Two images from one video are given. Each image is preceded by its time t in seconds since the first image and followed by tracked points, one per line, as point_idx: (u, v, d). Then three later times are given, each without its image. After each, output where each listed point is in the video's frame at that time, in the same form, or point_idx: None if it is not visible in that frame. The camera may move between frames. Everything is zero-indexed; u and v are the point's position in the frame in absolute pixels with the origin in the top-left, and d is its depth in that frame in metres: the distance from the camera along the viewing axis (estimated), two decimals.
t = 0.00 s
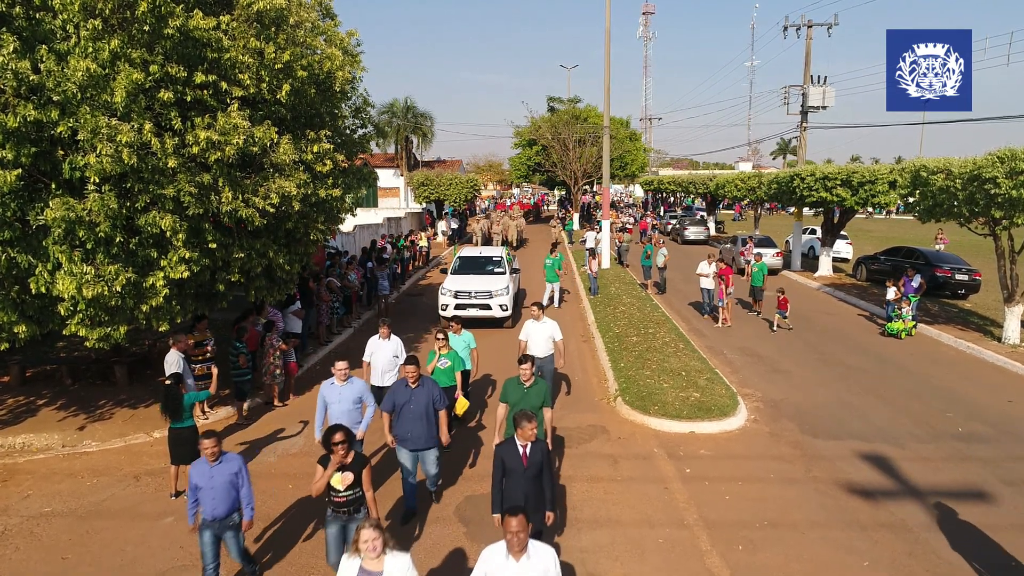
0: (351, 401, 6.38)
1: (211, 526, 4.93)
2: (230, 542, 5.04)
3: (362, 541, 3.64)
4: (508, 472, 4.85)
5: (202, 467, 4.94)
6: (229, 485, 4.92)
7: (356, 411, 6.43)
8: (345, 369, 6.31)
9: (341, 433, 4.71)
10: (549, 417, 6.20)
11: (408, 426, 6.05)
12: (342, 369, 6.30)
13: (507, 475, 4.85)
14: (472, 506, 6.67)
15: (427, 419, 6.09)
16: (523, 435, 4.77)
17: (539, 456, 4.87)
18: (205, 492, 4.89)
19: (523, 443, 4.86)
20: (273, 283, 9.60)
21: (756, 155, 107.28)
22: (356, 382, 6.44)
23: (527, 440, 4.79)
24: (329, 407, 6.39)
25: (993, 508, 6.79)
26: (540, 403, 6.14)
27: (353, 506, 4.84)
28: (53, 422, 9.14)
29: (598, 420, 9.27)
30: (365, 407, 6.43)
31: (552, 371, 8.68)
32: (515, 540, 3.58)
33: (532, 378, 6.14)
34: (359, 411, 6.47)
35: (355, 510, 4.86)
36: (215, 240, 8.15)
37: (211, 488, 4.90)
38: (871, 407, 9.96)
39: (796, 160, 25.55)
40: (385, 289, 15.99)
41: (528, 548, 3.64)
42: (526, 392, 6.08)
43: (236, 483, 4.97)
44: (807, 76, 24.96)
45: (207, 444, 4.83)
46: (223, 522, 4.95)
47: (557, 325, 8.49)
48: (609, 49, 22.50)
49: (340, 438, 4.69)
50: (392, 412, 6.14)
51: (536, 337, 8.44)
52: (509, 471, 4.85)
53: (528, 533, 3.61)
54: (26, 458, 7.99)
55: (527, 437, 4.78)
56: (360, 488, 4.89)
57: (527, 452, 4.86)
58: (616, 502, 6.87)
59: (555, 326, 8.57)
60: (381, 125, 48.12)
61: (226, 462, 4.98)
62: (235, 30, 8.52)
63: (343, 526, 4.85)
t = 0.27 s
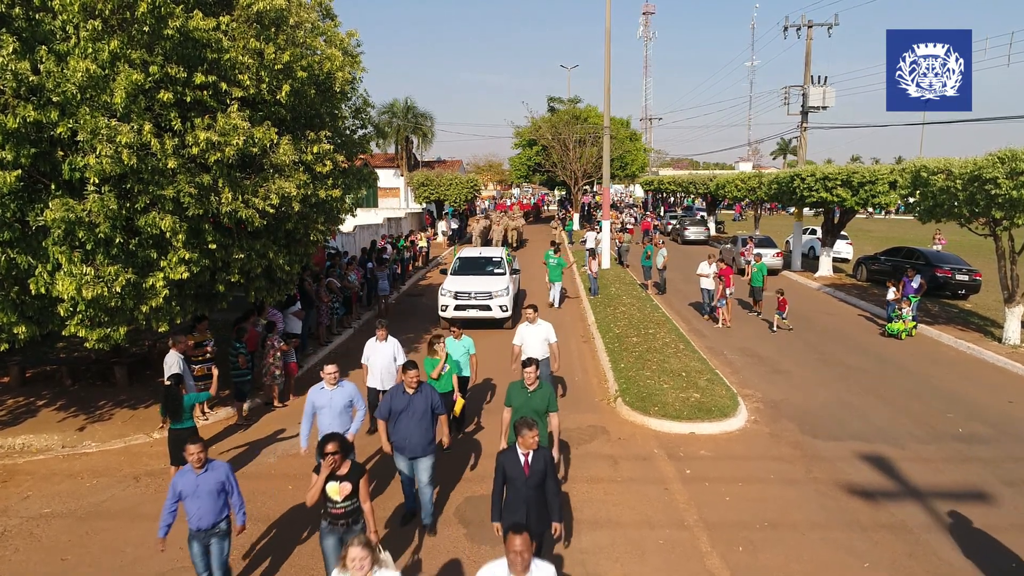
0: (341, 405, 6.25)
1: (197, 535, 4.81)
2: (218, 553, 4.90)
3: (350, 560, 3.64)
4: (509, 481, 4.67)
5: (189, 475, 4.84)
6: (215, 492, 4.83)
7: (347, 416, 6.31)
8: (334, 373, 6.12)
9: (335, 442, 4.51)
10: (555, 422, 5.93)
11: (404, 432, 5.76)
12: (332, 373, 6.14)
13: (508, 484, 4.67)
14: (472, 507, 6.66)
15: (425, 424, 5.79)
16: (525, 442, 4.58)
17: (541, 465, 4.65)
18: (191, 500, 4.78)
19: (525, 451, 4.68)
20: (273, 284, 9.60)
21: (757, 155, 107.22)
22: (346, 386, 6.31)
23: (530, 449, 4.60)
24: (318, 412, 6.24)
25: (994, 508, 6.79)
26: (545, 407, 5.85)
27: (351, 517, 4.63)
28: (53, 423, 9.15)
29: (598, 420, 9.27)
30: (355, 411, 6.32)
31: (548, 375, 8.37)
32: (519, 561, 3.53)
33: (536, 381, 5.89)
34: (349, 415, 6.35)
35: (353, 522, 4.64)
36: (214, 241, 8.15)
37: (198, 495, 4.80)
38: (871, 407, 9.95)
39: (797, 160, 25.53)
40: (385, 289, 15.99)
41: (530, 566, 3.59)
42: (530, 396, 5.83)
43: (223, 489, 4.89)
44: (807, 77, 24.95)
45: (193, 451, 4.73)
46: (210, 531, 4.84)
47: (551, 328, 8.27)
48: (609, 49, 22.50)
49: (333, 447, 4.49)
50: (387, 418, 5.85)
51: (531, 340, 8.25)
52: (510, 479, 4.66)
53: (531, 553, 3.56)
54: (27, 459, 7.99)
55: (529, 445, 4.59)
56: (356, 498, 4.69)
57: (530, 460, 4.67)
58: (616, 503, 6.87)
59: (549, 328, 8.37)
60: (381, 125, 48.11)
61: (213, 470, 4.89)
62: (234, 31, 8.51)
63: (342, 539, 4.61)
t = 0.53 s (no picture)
0: (334, 414, 5.96)
1: (183, 557, 4.54)
2: None
3: None
4: (506, 499, 4.38)
5: (180, 492, 4.59)
6: (205, 512, 4.56)
7: (339, 426, 6.02)
8: (327, 380, 5.89)
9: (324, 457, 4.34)
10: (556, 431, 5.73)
11: (406, 444, 5.52)
12: (325, 380, 5.88)
13: (505, 503, 4.37)
14: (472, 508, 6.65)
15: (427, 437, 5.55)
16: (522, 458, 4.30)
17: (538, 480, 4.38)
18: (179, 519, 4.52)
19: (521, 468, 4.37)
20: (273, 284, 9.59)
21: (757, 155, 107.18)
22: (339, 394, 6.03)
23: (527, 464, 4.32)
24: (309, 419, 5.94)
25: (994, 509, 6.78)
26: (546, 416, 5.68)
27: (344, 536, 4.43)
28: (53, 423, 9.14)
29: (598, 421, 9.26)
30: (348, 421, 6.03)
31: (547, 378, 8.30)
32: None
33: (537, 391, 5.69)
34: (342, 425, 6.06)
35: (345, 541, 4.44)
36: (214, 241, 8.14)
37: (186, 515, 4.53)
38: (872, 408, 9.94)
39: (797, 160, 25.52)
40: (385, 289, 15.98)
41: None
42: (531, 405, 5.63)
43: (214, 510, 4.61)
44: (808, 77, 24.95)
45: (186, 467, 4.49)
46: (196, 554, 4.55)
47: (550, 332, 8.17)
48: (609, 49, 22.50)
49: (324, 461, 4.32)
50: (389, 427, 5.61)
51: (528, 343, 8.17)
52: (507, 497, 4.37)
53: None
54: (26, 460, 7.99)
55: (526, 461, 4.31)
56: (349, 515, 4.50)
57: (527, 477, 4.36)
58: (616, 503, 6.86)
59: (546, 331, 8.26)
60: (381, 125, 48.10)
61: (205, 489, 4.64)
62: (234, 31, 8.51)
63: (333, 558, 4.43)
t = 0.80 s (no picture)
0: (329, 422, 5.93)
1: (173, 569, 4.41)
2: None
3: None
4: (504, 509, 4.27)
5: (170, 502, 4.43)
6: (195, 523, 4.41)
7: (333, 435, 5.99)
8: (324, 388, 5.88)
9: (317, 465, 4.23)
10: (553, 439, 5.67)
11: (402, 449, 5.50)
12: (321, 387, 5.87)
13: (504, 515, 4.26)
14: (472, 509, 6.64)
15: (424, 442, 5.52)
16: (520, 465, 4.24)
17: (538, 487, 4.29)
18: (169, 529, 4.40)
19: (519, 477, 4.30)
20: (272, 284, 9.60)
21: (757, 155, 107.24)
22: (335, 403, 6.00)
23: (525, 471, 4.25)
24: (304, 427, 5.90)
25: (995, 510, 6.77)
26: (543, 423, 5.63)
27: (336, 546, 4.38)
28: (53, 424, 9.14)
29: (598, 421, 9.26)
30: (342, 430, 6.00)
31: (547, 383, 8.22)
32: None
33: (535, 398, 5.65)
34: (336, 435, 6.03)
35: (337, 551, 4.39)
36: (215, 241, 8.14)
37: (176, 525, 4.40)
38: (873, 409, 9.91)
39: (797, 160, 25.51)
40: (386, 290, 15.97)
41: None
42: (528, 413, 5.59)
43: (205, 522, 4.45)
44: (808, 77, 24.94)
45: (176, 476, 4.33)
46: (186, 565, 4.43)
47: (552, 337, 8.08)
48: (609, 48, 22.48)
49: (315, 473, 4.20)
50: (388, 432, 5.61)
51: (529, 348, 8.04)
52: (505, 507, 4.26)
53: None
54: (26, 460, 7.98)
55: (524, 468, 4.25)
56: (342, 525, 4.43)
57: (525, 485, 4.29)
58: (616, 504, 6.85)
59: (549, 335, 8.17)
60: (382, 125, 48.08)
61: (196, 498, 4.47)
62: (234, 31, 8.50)
63: (327, 568, 4.37)
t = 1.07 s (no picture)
0: (321, 430, 5.66)
1: None
2: None
3: None
4: (505, 524, 4.12)
5: (148, 523, 4.20)
6: (177, 543, 4.19)
7: (328, 442, 5.72)
8: (314, 394, 5.61)
9: (310, 481, 4.03)
10: (551, 446, 5.60)
11: (395, 463, 5.32)
12: (312, 394, 5.59)
13: (505, 530, 4.11)
14: (472, 510, 6.63)
15: (417, 455, 5.34)
16: (522, 478, 4.10)
17: (541, 505, 4.13)
18: (149, 553, 4.16)
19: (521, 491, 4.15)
20: (272, 284, 9.59)
21: (757, 155, 107.23)
22: (328, 410, 5.72)
23: (527, 485, 4.11)
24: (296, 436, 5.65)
25: (996, 511, 6.75)
26: (541, 430, 5.54)
27: (325, 570, 4.14)
28: (53, 424, 9.13)
29: (598, 421, 9.25)
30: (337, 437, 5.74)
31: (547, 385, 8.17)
32: None
33: (533, 404, 5.58)
34: (331, 441, 5.76)
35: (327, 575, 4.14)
36: (214, 241, 8.14)
37: (156, 548, 4.16)
38: (873, 409, 9.90)
39: (798, 160, 25.50)
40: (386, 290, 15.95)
41: None
42: (526, 419, 5.51)
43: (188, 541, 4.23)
44: (809, 77, 24.93)
45: (154, 494, 4.11)
46: None
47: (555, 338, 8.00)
48: (609, 48, 22.49)
49: (309, 489, 4.01)
50: (379, 446, 5.40)
51: (533, 350, 7.93)
52: (506, 522, 4.10)
53: None
54: (26, 460, 7.98)
55: (525, 482, 4.11)
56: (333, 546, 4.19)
57: (528, 500, 4.14)
58: (616, 505, 6.84)
59: (553, 337, 8.09)
60: (382, 125, 48.07)
61: (175, 518, 4.24)
62: (234, 31, 8.50)
63: None
